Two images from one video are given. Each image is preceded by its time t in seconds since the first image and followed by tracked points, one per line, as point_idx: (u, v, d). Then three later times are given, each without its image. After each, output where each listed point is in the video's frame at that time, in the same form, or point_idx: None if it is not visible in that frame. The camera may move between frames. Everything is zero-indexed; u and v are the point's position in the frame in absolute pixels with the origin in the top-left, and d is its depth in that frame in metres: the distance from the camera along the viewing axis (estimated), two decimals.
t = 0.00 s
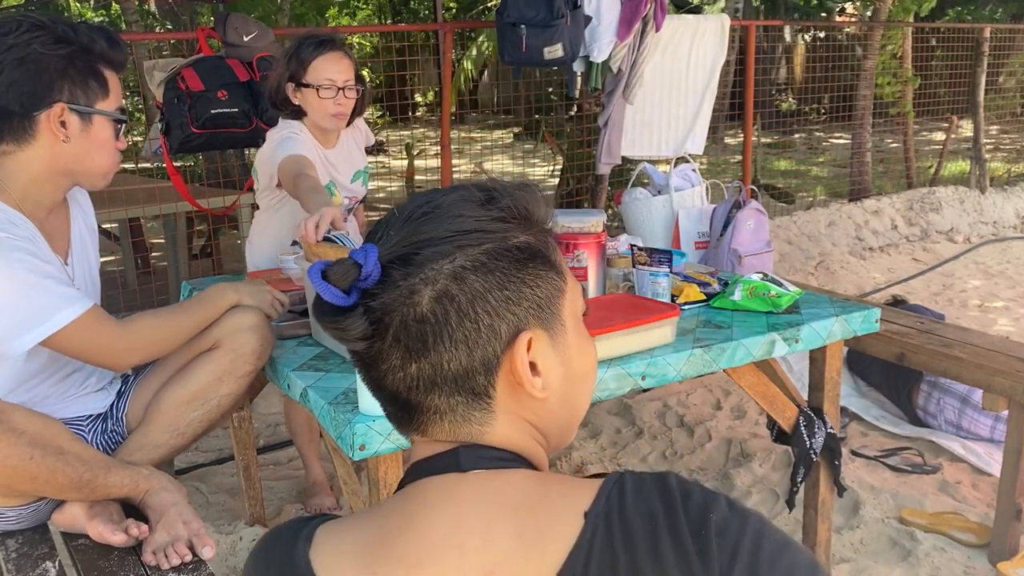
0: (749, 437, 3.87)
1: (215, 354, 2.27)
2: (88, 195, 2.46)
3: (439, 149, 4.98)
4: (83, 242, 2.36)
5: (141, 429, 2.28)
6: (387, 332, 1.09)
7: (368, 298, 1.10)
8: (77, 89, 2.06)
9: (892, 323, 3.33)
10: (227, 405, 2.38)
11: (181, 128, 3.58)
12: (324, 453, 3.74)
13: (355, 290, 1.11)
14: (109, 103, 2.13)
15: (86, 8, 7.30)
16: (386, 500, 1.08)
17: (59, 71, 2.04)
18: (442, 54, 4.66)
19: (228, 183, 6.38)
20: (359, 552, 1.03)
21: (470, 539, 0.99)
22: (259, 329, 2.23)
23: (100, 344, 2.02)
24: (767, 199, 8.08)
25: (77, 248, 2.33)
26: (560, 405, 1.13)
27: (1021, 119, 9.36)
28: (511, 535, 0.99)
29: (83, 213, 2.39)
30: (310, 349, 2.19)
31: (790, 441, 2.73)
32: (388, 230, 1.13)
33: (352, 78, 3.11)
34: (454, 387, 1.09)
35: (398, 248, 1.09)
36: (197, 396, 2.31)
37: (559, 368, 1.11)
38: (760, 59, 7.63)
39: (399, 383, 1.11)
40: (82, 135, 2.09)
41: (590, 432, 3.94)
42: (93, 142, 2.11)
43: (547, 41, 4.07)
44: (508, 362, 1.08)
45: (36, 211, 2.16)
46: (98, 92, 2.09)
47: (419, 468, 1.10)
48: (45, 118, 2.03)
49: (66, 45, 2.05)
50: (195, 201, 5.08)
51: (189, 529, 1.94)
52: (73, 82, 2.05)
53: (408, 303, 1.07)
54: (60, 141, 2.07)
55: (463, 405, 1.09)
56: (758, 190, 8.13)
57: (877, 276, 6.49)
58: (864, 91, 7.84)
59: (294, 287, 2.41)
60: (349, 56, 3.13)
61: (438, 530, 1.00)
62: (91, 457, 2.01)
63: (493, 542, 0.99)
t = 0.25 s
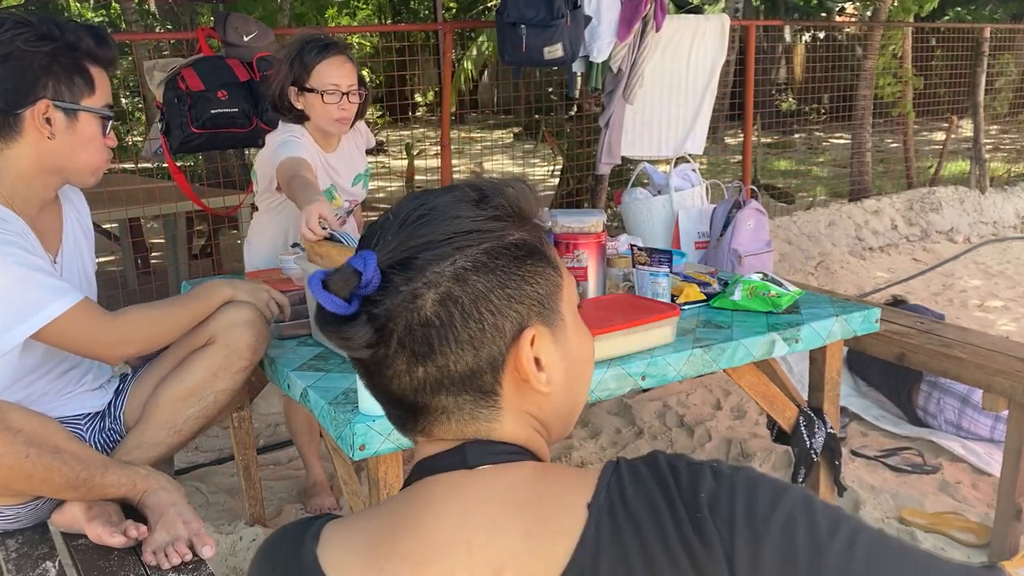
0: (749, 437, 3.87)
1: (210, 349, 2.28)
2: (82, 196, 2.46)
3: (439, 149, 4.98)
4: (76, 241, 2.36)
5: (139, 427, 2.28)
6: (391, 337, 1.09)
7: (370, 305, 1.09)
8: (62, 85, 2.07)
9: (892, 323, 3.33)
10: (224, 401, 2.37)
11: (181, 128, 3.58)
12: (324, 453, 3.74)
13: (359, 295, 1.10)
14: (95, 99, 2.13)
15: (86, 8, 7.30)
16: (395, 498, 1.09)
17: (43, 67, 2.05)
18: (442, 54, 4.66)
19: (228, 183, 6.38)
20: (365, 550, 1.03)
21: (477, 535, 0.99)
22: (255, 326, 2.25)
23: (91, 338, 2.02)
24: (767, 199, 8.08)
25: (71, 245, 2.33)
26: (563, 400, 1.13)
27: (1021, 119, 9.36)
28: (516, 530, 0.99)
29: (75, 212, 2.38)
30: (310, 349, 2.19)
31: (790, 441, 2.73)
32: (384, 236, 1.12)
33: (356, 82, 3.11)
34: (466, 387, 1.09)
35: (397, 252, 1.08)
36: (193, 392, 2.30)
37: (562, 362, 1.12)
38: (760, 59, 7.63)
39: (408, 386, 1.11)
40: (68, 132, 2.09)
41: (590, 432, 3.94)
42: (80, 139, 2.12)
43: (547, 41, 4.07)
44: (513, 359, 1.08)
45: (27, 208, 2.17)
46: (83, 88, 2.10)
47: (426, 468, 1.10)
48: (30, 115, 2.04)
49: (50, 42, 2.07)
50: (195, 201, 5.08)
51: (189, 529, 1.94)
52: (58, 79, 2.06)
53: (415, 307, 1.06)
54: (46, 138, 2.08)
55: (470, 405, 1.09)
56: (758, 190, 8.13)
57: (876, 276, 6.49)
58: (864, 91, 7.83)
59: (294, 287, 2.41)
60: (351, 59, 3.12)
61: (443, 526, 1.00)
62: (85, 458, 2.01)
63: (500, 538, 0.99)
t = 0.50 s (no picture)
0: (749, 437, 3.87)
1: (203, 343, 2.28)
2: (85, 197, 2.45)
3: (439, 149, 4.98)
4: (76, 240, 2.35)
5: (136, 424, 2.28)
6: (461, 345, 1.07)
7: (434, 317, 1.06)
8: (40, 82, 2.07)
9: (892, 323, 3.33)
10: (219, 395, 2.37)
11: (180, 128, 3.58)
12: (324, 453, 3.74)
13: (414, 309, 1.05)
14: (77, 92, 2.12)
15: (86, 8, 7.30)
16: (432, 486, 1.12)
17: (20, 65, 2.06)
18: (442, 54, 4.66)
19: (228, 183, 6.38)
20: (404, 531, 1.06)
21: (528, 525, 1.03)
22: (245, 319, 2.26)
23: (75, 326, 1.95)
24: (767, 199, 8.08)
25: (71, 244, 2.32)
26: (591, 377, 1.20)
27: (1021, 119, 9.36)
28: (567, 528, 1.04)
29: (76, 212, 2.38)
30: (310, 349, 2.18)
31: (790, 441, 2.72)
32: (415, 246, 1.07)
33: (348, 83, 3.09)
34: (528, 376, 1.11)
35: (457, 260, 1.05)
36: (188, 388, 2.30)
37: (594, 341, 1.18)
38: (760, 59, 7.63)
39: (473, 387, 1.10)
40: (52, 127, 2.09)
41: (590, 432, 3.94)
42: (66, 134, 2.11)
43: (547, 41, 4.07)
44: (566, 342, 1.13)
45: (26, 208, 2.18)
46: (62, 82, 2.09)
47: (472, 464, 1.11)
48: (13, 114, 2.05)
49: (21, 38, 2.09)
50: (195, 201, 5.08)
51: (190, 529, 1.94)
52: (36, 76, 2.07)
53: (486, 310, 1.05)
54: (31, 135, 2.08)
55: (535, 397, 1.12)
56: (758, 190, 8.13)
57: (877, 276, 6.48)
58: (864, 90, 7.82)
59: (293, 286, 2.40)
60: (346, 59, 3.09)
61: (495, 524, 1.03)
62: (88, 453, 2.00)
63: (549, 530, 1.03)
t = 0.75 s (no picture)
0: (749, 437, 3.87)
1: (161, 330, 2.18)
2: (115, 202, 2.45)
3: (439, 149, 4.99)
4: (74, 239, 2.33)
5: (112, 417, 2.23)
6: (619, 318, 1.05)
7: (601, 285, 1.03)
8: None
9: (892, 323, 3.33)
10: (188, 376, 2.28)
11: (180, 128, 3.58)
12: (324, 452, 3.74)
13: (583, 285, 1.03)
14: (21, 86, 2.05)
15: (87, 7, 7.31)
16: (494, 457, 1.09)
17: None
18: (442, 54, 4.66)
19: (228, 183, 6.39)
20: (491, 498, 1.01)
21: (625, 486, 1.02)
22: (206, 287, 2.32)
23: (71, 299, 1.87)
24: (767, 199, 8.09)
25: (65, 249, 2.30)
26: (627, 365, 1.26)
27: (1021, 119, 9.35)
28: (660, 482, 1.05)
29: (79, 209, 2.36)
30: (310, 350, 2.18)
31: (789, 441, 2.72)
32: (578, 226, 1.06)
33: (343, 76, 3.06)
34: (625, 383, 1.11)
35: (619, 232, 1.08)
36: (154, 376, 2.22)
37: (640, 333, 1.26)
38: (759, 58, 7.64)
39: (583, 379, 1.07)
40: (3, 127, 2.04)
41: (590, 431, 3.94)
42: (19, 132, 2.05)
43: (547, 41, 4.07)
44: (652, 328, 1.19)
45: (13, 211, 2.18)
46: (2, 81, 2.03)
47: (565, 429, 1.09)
48: None
49: None
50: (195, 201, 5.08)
51: (197, 531, 1.91)
52: None
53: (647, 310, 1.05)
54: None
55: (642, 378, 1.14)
56: (758, 190, 8.14)
57: (876, 276, 6.48)
58: (864, 90, 7.81)
59: (292, 286, 2.40)
60: (341, 55, 3.08)
61: (594, 473, 1.02)
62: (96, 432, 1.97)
63: (642, 491, 1.03)
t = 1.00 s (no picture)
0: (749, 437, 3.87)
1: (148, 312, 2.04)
2: (136, 201, 2.30)
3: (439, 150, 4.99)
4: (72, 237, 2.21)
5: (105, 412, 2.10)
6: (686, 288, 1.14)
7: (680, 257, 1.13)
8: None
9: (892, 323, 3.33)
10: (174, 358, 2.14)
11: (180, 128, 3.59)
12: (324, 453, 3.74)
13: (668, 254, 1.12)
14: None
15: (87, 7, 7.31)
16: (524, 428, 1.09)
17: None
18: (442, 54, 4.66)
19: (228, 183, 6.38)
20: (529, 462, 1.01)
21: (659, 446, 1.03)
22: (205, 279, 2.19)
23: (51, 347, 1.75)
24: (767, 199, 8.09)
25: (51, 244, 2.17)
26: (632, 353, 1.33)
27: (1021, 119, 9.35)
28: (690, 446, 1.06)
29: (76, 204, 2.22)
30: (310, 350, 2.18)
31: (789, 441, 2.71)
32: (647, 206, 1.16)
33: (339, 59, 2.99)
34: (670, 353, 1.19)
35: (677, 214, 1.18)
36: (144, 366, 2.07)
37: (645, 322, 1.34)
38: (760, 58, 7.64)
39: (650, 345, 1.14)
40: None
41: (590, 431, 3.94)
42: None
43: (547, 41, 4.07)
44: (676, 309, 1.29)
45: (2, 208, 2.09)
46: None
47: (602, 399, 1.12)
48: None
49: None
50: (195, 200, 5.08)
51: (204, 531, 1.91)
52: None
53: (715, 279, 1.16)
54: None
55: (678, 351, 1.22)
56: (758, 190, 8.14)
57: (876, 276, 6.48)
58: (864, 91, 7.79)
59: (292, 286, 2.40)
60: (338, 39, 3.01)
61: (628, 432, 1.04)
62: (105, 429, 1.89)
63: (677, 451, 1.04)
